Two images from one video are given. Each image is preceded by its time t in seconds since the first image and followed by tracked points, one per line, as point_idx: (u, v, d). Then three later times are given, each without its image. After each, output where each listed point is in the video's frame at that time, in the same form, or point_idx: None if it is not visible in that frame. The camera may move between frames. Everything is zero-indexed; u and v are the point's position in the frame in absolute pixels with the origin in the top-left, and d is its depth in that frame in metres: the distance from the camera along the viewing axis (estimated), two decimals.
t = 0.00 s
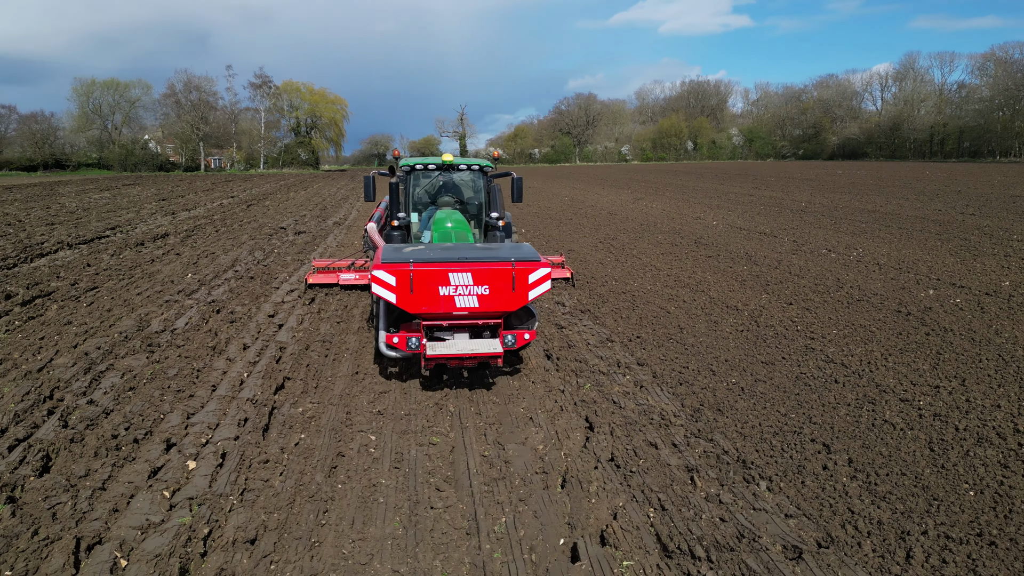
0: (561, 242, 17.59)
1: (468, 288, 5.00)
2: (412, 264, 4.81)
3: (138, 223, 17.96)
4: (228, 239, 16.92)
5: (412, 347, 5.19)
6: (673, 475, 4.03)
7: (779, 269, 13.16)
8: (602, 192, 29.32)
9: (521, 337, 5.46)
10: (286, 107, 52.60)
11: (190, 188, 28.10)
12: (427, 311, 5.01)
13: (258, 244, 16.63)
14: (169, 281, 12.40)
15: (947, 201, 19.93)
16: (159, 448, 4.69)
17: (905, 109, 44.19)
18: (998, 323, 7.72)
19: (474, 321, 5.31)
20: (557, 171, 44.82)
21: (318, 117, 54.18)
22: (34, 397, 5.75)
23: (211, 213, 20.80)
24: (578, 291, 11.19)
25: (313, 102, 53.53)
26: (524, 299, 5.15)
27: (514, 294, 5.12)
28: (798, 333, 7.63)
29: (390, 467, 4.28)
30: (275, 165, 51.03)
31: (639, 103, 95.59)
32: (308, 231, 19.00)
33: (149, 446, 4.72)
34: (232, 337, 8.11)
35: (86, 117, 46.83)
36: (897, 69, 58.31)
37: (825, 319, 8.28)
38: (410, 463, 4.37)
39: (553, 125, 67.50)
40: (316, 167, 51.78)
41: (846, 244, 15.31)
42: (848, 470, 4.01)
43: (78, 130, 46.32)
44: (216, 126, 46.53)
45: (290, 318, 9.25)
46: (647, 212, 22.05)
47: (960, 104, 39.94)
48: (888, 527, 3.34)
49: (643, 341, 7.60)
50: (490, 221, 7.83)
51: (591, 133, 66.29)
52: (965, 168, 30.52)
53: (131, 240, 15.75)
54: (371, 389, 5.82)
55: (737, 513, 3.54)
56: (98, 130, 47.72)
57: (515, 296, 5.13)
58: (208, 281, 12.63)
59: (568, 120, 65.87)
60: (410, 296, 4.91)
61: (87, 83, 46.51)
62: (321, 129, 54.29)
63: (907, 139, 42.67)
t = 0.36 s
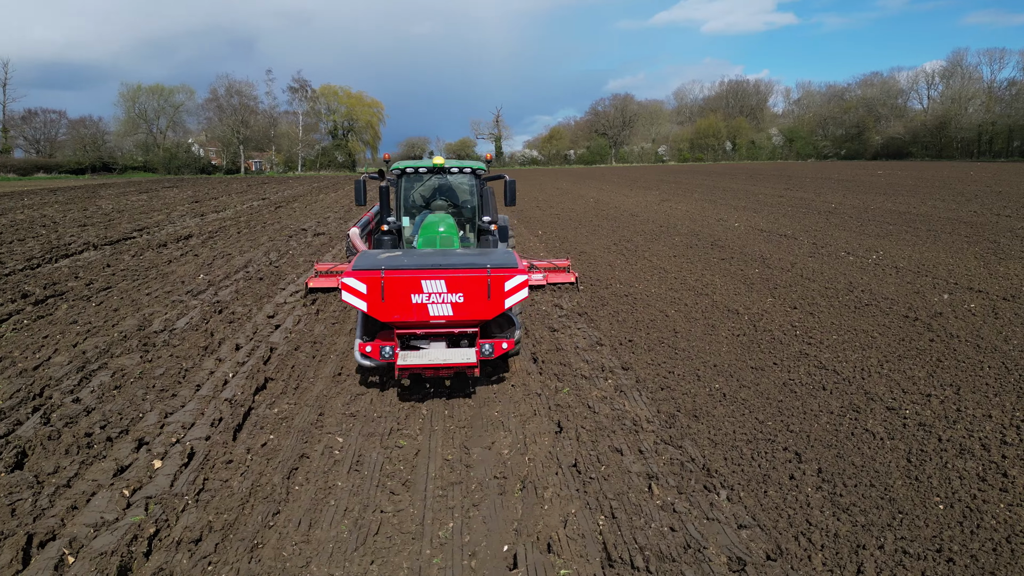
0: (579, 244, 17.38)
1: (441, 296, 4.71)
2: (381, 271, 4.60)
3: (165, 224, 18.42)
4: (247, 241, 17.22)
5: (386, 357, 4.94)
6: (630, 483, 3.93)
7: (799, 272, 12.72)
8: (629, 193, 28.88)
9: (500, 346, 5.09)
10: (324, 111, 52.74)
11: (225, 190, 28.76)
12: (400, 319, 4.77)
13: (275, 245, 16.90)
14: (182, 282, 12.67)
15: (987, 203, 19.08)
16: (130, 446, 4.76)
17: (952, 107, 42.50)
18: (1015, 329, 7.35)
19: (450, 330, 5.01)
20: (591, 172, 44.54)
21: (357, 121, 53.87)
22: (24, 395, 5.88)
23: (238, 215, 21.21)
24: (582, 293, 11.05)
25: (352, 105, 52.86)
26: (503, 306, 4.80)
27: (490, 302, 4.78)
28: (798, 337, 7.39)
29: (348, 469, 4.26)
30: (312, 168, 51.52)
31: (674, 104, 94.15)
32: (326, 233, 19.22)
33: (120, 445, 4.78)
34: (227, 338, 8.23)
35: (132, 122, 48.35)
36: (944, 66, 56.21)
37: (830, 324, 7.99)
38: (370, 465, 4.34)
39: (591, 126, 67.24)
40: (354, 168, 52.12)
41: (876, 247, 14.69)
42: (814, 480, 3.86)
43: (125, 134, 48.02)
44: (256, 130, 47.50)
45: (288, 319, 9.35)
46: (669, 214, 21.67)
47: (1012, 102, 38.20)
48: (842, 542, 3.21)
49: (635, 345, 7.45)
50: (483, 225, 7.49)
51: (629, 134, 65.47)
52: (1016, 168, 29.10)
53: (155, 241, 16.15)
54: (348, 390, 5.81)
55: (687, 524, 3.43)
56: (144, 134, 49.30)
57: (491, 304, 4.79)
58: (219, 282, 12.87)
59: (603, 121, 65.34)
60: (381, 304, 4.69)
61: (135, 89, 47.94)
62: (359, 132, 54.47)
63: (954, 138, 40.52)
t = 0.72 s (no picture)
0: (598, 245, 17.19)
1: (411, 302, 4.39)
2: (350, 275, 4.35)
3: (193, 224, 18.90)
4: (267, 240, 17.54)
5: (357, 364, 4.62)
6: (586, 485, 3.87)
7: (818, 274, 12.33)
8: (657, 194, 28.45)
9: (474, 353, 4.70)
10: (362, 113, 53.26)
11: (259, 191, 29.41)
12: (369, 326, 4.46)
13: (294, 244, 17.18)
14: (197, 280, 12.94)
15: None
16: (108, 439, 4.85)
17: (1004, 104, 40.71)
18: None
19: (424, 336, 4.67)
20: (626, 172, 44.24)
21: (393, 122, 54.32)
22: (18, 389, 6.03)
23: (266, 215, 21.64)
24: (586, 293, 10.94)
25: (386, 107, 53.74)
26: (476, 314, 4.45)
27: (463, 310, 4.43)
28: (795, 339, 7.21)
29: (310, 466, 4.28)
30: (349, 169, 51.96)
31: (711, 104, 92.57)
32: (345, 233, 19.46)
33: (97, 439, 4.88)
34: (224, 336, 8.37)
35: (178, 125, 49.67)
36: (995, 63, 53.99)
37: (835, 327, 7.74)
38: (332, 462, 4.35)
39: (625, 126, 66.65)
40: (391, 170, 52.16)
41: (906, 250, 14.10)
42: (775, 487, 3.75)
43: (174, 137, 49.32)
44: (295, 131, 48.25)
45: (287, 318, 9.48)
46: (693, 215, 21.31)
47: None
48: (789, 550, 3.12)
49: (626, 347, 7.33)
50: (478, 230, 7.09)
51: (666, 134, 64.65)
52: None
53: (179, 240, 16.57)
54: (328, 388, 5.82)
55: (634, 529, 3.36)
56: (190, 136, 50.26)
57: (464, 312, 4.43)
58: (232, 280, 13.13)
59: (641, 121, 64.68)
60: (350, 310, 4.41)
61: (179, 92, 49.18)
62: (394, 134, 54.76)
63: (1004, 137, 38.25)
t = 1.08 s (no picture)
0: (619, 244, 16.99)
1: (384, 307, 4.27)
2: (324, 280, 4.32)
3: (221, 220, 19.36)
4: (291, 237, 17.85)
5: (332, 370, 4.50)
6: (549, 488, 3.83)
7: (843, 273, 11.94)
8: (688, 193, 27.96)
9: (451, 361, 4.51)
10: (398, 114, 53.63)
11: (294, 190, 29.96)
12: (343, 331, 4.36)
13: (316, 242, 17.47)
14: (217, 275, 13.25)
15: None
16: (98, 432, 5.00)
17: None
18: None
19: (400, 343, 4.51)
20: (662, 171, 43.80)
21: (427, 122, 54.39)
22: (21, 383, 6.24)
23: (294, 213, 22.04)
24: (595, 293, 10.85)
25: (424, 107, 53.41)
26: (451, 321, 4.28)
27: (437, 316, 4.28)
28: (799, 340, 7.01)
29: (282, 463, 4.34)
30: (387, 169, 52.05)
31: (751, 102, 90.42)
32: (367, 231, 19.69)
33: (87, 431, 5.02)
34: (229, 332, 8.56)
35: (221, 126, 50.89)
36: None
37: (846, 330, 7.49)
38: (305, 460, 4.40)
39: (664, 124, 65.88)
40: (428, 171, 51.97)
41: (941, 252, 13.50)
42: (741, 493, 3.66)
43: (222, 138, 50.54)
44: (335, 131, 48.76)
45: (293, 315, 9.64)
46: (719, 214, 20.92)
47: None
48: (741, 558, 3.04)
49: (622, 349, 7.24)
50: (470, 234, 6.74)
51: (704, 131, 63.82)
52: None
53: (206, 236, 16.98)
54: (314, 386, 5.91)
55: (587, 534, 3.31)
56: (232, 137, 51.43)
57: (438, 318, 4.28)
58: (250, 276, 13.40)
59: (680, 118, 63.81)
60: (323, 315, 4.33)
61: (222, 93, 50.37)
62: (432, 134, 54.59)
63: None
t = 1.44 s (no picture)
0: (645, 242, 16.82)
1: (366, 310, 4.25)
2: (305, 282, 4.28)
3: (255, 216, 19.88)
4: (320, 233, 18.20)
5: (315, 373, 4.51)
6: (521, 489, 3.88)
7: (875, 269, 11.53)
8: (724, 193, 27.48)
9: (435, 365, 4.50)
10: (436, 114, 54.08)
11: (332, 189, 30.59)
12: (325, 334, 4.35)
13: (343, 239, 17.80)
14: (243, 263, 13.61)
15: None
16: (96, 425, 5.23)
17: None
18: None
19: (383, 346, 4.53)
20: (702, 170, 43.30)
21: (465, 123, 54.80)
22: (35, 376, 6.55)
23: (326, 211, 22.50)
24: (611, 292, 10.80)
25: (461, 107, 54.41)
26: (433, 325, 4.24)
27: (420, 320, 4.23)
28: (813, 332, 6.82)
29: (267, 458, 4.53)
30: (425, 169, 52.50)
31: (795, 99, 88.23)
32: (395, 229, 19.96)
33: (89, 424, 5.26)
34: (241, 328, 8.83)
35: (264, 127, 52.24)
36: None
37: (871, 325, 7.21)
38: (290, 455, 4.56)
39: (705, 123, 65.06)
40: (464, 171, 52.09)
41: (982, 252, 12.92)
42: (715, 498, 3.58)
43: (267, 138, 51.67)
44: (376, 133, 49.22)
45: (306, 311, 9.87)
46: (751, 214, 20.55)
47: None
48: (703, 561, 3.00)
49: (625, 349, 7.18)
50: (471, 236, 6.19)
51: (747, 130, 62.96)
52: None
53: (238, 229, 17.46)
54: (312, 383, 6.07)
55: (547, 534, 3.34)
56: (274, 138, 52.80)
57: (421, 322, 4.24)
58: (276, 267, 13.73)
59: (721, 117, 63.05)
60: (305, 317, 4.31)
61: (266, 95, 51.71)
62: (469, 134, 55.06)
63: None
